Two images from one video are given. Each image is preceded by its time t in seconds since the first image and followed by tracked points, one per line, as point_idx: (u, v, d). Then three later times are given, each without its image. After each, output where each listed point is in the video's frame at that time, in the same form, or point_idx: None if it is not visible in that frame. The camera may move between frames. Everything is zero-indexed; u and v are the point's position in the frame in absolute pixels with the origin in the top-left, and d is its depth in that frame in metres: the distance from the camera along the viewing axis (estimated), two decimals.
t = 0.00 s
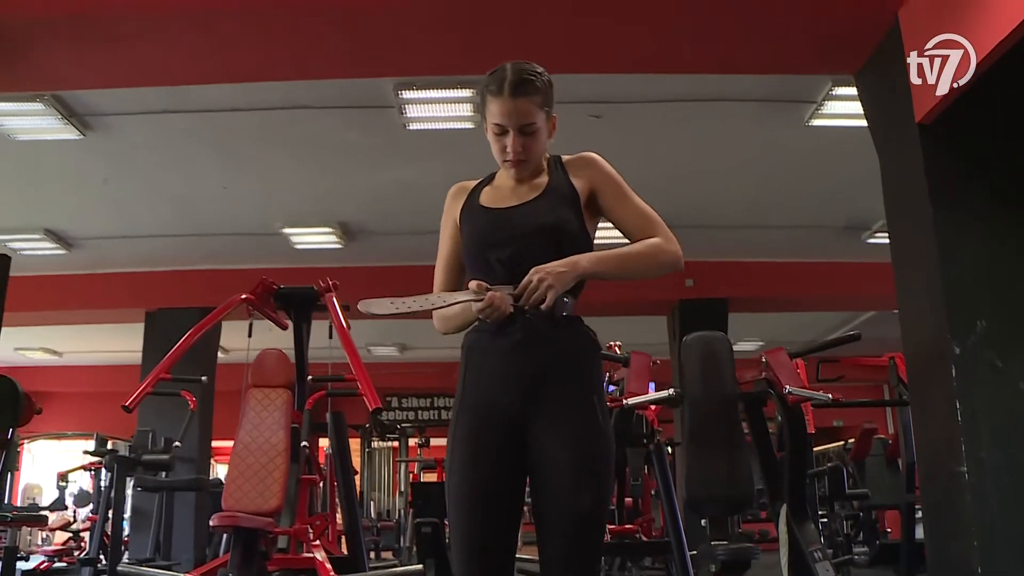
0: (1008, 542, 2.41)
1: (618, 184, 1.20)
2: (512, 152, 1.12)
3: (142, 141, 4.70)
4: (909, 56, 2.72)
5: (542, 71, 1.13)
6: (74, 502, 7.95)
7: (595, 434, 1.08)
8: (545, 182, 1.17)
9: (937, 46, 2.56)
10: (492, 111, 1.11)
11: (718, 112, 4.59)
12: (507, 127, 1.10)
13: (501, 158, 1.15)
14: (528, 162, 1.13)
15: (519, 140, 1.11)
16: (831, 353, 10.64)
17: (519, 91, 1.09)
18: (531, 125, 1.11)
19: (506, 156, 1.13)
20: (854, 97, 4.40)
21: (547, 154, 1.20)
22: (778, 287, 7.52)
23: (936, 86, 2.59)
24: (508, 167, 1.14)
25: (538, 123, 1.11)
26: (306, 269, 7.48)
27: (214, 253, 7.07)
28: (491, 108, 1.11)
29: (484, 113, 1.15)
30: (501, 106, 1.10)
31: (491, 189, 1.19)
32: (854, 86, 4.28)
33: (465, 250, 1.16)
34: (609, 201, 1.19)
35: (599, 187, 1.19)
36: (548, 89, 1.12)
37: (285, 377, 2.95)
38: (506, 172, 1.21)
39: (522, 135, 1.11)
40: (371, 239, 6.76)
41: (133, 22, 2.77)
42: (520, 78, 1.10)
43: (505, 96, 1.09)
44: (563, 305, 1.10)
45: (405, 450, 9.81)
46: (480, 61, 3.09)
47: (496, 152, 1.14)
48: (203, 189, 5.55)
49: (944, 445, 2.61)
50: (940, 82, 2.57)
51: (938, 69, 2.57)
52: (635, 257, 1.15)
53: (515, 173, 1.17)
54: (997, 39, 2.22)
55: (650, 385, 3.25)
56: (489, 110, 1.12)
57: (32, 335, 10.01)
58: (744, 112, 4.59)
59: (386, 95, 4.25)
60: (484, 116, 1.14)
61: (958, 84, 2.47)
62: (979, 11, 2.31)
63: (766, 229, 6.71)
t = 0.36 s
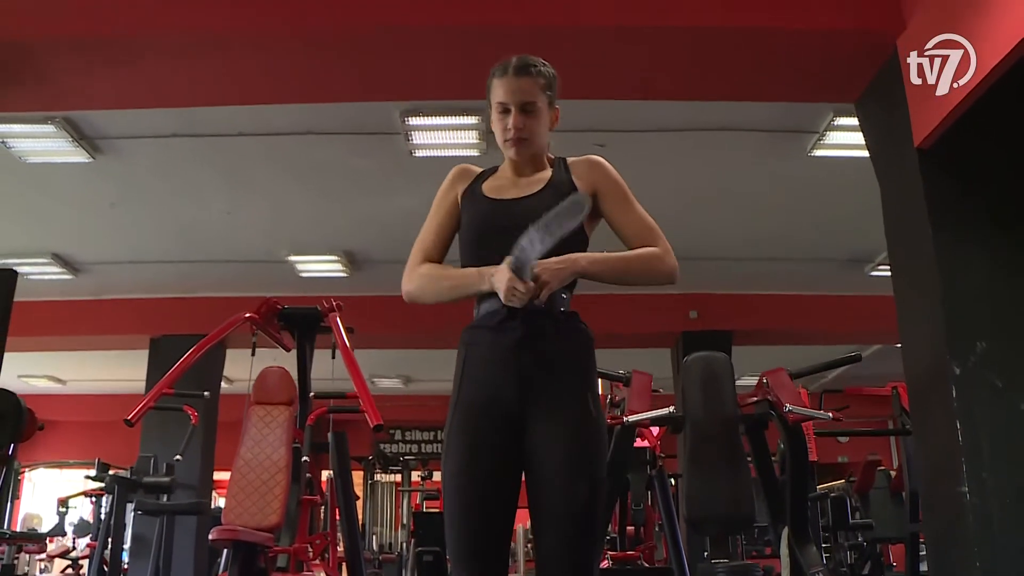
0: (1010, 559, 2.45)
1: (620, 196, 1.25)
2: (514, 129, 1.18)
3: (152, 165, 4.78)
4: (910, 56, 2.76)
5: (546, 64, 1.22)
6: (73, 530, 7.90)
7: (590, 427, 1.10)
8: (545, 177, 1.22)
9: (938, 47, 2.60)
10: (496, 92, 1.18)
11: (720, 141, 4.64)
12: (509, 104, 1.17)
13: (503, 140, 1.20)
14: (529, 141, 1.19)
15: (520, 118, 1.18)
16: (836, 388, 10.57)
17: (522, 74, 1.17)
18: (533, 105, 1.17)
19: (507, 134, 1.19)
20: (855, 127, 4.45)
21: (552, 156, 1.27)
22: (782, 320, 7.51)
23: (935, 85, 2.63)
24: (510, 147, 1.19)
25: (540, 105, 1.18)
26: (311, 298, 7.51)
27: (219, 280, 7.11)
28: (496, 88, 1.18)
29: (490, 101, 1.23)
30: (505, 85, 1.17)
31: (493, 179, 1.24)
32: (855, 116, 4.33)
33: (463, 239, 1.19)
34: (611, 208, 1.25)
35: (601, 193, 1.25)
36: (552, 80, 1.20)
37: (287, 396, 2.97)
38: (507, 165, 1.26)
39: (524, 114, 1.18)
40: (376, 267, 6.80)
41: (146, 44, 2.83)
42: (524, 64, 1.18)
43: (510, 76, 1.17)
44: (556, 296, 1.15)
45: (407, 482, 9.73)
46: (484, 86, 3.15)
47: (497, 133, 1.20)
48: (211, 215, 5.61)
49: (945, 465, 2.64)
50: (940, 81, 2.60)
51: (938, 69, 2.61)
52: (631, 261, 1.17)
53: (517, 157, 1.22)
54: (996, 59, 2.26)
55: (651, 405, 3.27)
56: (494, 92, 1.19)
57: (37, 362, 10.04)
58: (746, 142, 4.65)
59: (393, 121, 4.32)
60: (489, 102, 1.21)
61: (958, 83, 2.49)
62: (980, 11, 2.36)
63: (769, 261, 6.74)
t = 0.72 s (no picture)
0: None
1: (619, 211, 1.29)
2: (511, 145, 1.22)
3: (155, 192, 4.83)
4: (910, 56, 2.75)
5: (542, 76, 1.25)
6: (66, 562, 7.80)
7: (586, 423, 1.11)
8: (544, 185, 1.26)
9: (938, 47, 2.59)
10: (493, 108, 1.22)
11: (716, 170, 4.70)
12: (506, 120, 1.21)
13: (502, 154, 1.25)
14: (527, 155, 1.23)
15: (518, 134, 1.22)
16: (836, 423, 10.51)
17: (518, 88, 1.20)
18: (530, 120, 1.21)
19: (506, 149, 1.23)
20: (850, 157, 4.51)
21: (550, 165, 1.30)
22: (781, 352, 7.51)
23: (935, 85, 2.61)
24: (508, 161, 1.24)
25: (536, 120, 1.21)
26: (310, 328, 7.52)
27: (219, 309, 7.13)
28: (492, 104, 1.22)
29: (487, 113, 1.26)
30: (501, 101, 1.21)
31: (490, 188, 1.28)
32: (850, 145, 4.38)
33: (461, 246, 1.22)
34: (608, 221, 1.28)
35: (600, 207, 1.28)
36: (548, 92, 1.24)
37: (285, 416, 3.22)
38: (506, 175, 1.30)
39: (521, 129, 1.22)
40: (375, 298, 6.82)
41: (150, 68, 2.89)
42: (519, 78, 1.21)
43: (505, 92, 1.20)
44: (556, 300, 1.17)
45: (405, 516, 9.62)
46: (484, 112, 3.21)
47: (496, 147, 1.24)
48: (212, 244, 5.66)
49: (943, 487, 2.64)
50: (940, 81, 2.59)
51: (938, 69, 2.60)
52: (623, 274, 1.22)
53: (515, 169, 1.26)
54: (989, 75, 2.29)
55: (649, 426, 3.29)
56: (490, 106, 1.23)
57: (35, 393, 10.01)
58: (742, 171, 4.71)
59: (394, 149, 4.38)
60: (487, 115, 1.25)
61: (957, 83, 2.48)
62: (981, 10, 2.36)
63: (767, 292, 6.76)
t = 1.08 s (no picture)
0: None
1: (625, 209, 1.32)
2: (521, 148, 1.24)
3: (163, 213, 4.89)
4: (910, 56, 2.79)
5: (550, 79, 1.27)
6: None
7: (587, 417, 1.13)
8: (548, 187, 1.30)
9: (938, 47, 2.63)
10: (503, 111, 1.23)
11: (718, 187, 4.74)
12: (517, 124, 1.23)
13: (510, 157, 1.27)
14: (536, 159, 1.26)
15: (528, 138, 1.24)
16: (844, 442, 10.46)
17: (528, 92, 1.22)
18: (539, 124, 1.23)
19: (515, 152, 1.25)
20: (852, 172, 4.54)
21: (557, 166, 1.32)
22: (787, 370, 7.50)
23: (936, 84, 2.64)
24: (517, 163, 1.26)
25: (545, 123, 1.24)
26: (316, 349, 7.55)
27: (226, 331, 7.17)
28: (502, 108, 1.24)
29: (495, 116, 1.28)
30: (511, 104, 1.22)
31: (496, 187, 1.31)
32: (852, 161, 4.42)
33: (467, 249, 1.26)
34: (614, 219, 1.31)
35: (606, 206, 1.31)
36: (555, 95, 1.26)
37: (293, 428, 3.43)
38: (512, 176, 1.33)
39: (531, 133, 1.24)
40: (381, 318, 6.86)
41: (160, 89, 2.95)
42: (528, 82, 1.23)
43: (515, 96, 1.22)
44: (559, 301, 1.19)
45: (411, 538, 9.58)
46: (488, 129, 3.26)
47: (505, 150, 1.26)
48: (220, 265, 5.71)
49: (951, 495, 2.65)
50: (940, 81, 2.62)
51: (938, 69, 2.63)
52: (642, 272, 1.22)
53: (523, 170, 1.28)
54: (989, 83, 2.31)
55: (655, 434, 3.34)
56: (499, 110, 1.25)
57: (43, 416, 10.04)
58: (745, 187, 4.74)
59: (400, 168, 4.43)
60: (495, 118, 1.27)
61: (957, 83, 2.51)
62: (980, 11, 2.40)
63: (771, 310, 6.77)
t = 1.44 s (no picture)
0: None
1: (608, 189, 1.43)
2: (524, 116, 1.31)
3: (155, 203, 4.89)
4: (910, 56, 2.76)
5: (552, 61, 1.36)
6: None
7: (575, 394, 1.16)
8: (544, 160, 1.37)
9: (938, 47, 2.61)
10: (508, 82, 1.31)
11: (710, 187, 4.77)
12: (521, 93, 1.30)
13: (511, 127, 1.33)
14: (537, 130, 1.32)
15: (531, 108, 1.31)
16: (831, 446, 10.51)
17: (533, 66, 1.31)
18: (542, 96, 1.31)
19: (518, 120, 1.31)
20: (843, 175, 4.57)
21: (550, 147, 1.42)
22: (775, 372, 7.54)
23: (936, 84, 2.61)
24: (518, 132, 1.32)
25: (548, 96, 1.32)
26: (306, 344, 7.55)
27: (215, 324, 7.16)
28: (507, 79, 1.31)
29: (497, 89, 1.35)
30: (516, 75, 1.30)
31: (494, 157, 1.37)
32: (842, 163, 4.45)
33: (464, 209, 1.31)
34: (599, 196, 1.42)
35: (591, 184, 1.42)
36: (557, 74, 1.35)
37: (279, 415, 3.56)
38: (507, 149, 1.39)
39: (534, 104, 1.31)
40: (371, 314, 6.86)
41: (155, 77, 2.96)
42: (532, 57, 1.32)
43: (521, 68, 1.30)
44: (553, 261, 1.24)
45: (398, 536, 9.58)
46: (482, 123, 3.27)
47: (507, 118, 1.32)
48: (210, 257, 5.70)
49: (934, 491, 2.69)
50: (940, 81, 2.58)
51: (938, 69, 2.60)
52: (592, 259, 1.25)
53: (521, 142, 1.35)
54: (987, 72, 2.29)
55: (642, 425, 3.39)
56: (504, 81, 1.32)
57: (30, 408, 9.99)
58: (736, 188, 4.77)
59: (393, 162, 4.44)
60: (497, 90, 1.34)
61: (957, 83, 2.45)
62: (980, 10, 2.37)
63: (761, 312, 6.81)
